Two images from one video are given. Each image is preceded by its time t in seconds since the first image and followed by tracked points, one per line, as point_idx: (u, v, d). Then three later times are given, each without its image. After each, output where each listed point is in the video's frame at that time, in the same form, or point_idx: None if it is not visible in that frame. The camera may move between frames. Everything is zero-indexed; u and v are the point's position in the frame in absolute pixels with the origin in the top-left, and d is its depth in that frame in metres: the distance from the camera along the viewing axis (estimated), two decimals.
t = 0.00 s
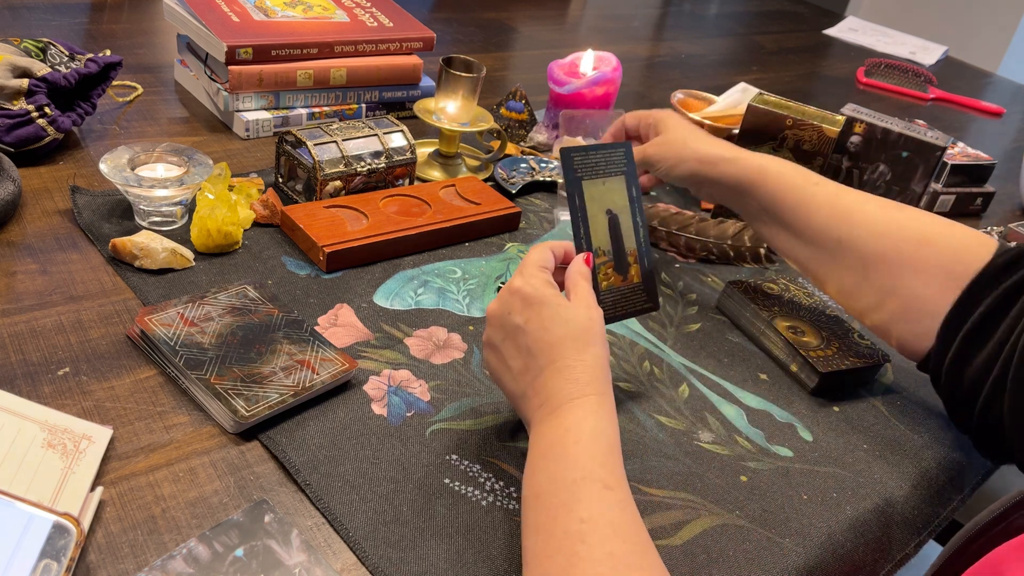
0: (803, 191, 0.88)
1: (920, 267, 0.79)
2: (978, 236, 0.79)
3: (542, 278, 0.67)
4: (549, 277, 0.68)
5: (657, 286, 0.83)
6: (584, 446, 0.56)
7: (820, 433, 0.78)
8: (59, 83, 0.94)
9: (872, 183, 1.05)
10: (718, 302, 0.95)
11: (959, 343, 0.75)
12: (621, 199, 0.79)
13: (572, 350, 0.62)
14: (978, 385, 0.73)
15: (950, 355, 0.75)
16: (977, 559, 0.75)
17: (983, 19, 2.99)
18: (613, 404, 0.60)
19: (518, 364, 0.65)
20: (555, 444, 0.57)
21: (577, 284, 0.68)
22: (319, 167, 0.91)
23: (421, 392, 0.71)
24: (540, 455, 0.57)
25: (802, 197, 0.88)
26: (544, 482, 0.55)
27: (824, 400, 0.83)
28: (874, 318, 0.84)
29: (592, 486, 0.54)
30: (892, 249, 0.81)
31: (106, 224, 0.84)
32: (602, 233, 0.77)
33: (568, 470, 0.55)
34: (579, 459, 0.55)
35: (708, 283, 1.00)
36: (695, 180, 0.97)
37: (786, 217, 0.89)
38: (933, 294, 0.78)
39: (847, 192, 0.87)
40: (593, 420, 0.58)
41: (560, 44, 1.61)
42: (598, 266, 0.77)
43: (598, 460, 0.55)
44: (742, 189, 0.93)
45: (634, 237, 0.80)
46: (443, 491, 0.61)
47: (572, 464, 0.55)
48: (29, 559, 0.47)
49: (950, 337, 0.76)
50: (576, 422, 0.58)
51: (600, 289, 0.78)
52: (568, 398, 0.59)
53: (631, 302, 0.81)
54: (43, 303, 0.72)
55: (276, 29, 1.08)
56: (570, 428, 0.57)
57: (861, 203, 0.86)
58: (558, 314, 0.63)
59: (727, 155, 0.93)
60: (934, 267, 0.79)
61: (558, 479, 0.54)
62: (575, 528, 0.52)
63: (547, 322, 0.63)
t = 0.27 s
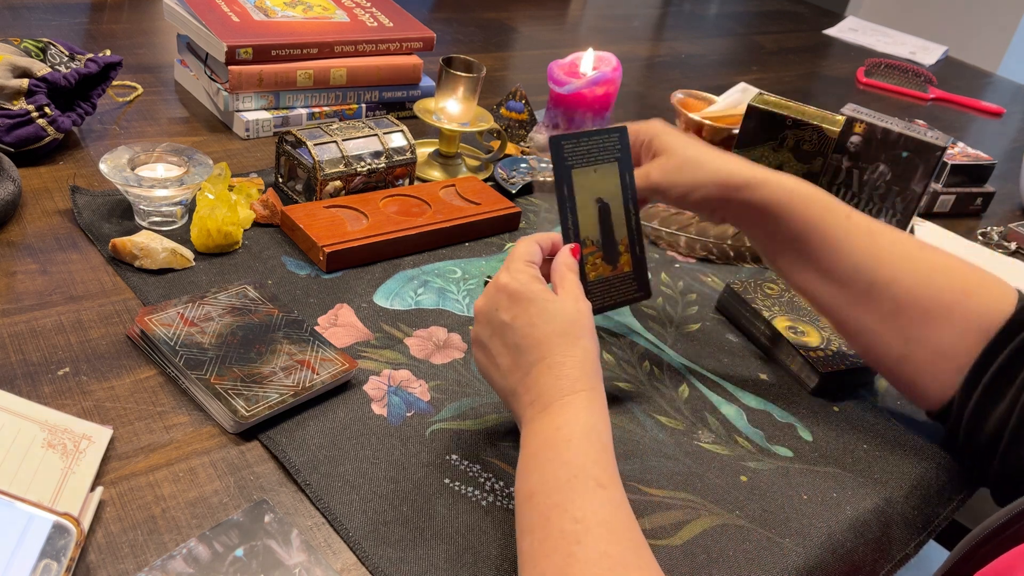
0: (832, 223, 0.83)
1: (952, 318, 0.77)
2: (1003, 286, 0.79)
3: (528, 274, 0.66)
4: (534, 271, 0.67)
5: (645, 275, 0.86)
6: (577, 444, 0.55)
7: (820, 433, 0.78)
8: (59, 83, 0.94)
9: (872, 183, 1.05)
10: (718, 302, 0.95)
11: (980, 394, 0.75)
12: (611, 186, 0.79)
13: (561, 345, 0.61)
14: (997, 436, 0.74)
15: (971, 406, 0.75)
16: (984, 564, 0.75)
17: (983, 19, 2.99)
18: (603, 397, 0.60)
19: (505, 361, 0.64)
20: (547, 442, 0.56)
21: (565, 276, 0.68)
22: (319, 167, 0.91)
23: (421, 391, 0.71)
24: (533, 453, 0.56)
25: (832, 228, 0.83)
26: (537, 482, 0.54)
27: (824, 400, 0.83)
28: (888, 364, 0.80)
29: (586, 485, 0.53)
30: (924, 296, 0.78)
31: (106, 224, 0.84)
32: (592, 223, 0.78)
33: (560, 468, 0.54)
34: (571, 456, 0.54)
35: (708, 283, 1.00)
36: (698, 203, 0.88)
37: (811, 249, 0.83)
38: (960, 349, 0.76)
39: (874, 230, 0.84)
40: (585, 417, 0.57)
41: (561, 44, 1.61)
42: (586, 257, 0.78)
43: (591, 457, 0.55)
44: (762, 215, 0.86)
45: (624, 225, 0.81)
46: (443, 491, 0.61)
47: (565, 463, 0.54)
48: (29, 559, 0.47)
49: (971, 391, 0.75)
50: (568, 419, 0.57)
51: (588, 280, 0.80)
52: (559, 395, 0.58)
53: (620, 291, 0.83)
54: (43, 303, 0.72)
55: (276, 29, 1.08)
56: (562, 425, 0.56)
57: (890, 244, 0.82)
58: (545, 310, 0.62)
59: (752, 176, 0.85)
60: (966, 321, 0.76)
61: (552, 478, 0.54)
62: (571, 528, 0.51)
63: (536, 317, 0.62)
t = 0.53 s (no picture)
0: (784, 259, 0.79)
1: (919, 353, 0.72)
2: (967, 318, 0.74)
3: (473, 274, 0.65)
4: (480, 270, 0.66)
5: (589, 258, 0.82)
6: (545, 441, 0.54)
7: (821, 433, 0.78)
8: (59, 83, 0.94)
9: (872, 183, 1.04)
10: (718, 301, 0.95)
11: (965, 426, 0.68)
12: (550, 169, 0.76)
13: (517, 340, 0.60)
14: (990, 471, 0.67)
15: (955, 444, 0.69)
16: None
17: (983, 19, 2.99)
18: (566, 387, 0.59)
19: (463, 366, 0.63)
20: (513, 441, 0.55)
21: (510, 271, 0.66)
22: (319, 167, 0.91)
23: (422, 391, 0.71)
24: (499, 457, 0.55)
25: (783, 265, 0.78)
26: (509, 484, 0.53)
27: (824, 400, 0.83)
28: (857, 407, 0.75)
29: (558, 483, 0.53)
30: (887, 331, 0.73)
31: (106, 224, 0.84)
32: (529, 208, 0.74)
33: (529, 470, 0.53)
34: (541, 455, 0.54)
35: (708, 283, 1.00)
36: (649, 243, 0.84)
37: (766, 289, 0.79)
38: (932, 385, 0.71)
39: (828, 265, 0.79)
40: (549, 412, 0.56)
41: (561, 44, 1.61)
42: (525, 243, 0.75)
43: (561, 454, 0.54)
44: (711, 253, 0.82)
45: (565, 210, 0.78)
46: (444, 491, 0.61)
47: (534, 463, 0.53)
48: (29, 559, 0.47)
49: (953, 426, 0.69)
50: (533, 417, 0.56)
51: (530, 267, 0.76)
52: (520, 392, 0.57)
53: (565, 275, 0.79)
54: (43, 303, 0.72)
55: (276, 29, 1.08)
56: (528, 424, 0.55)
57: (846, 279, 0.78)
58: (497, 308, 0.61)
59: (697, 213, 0.82)
60: (934, 356, 0.71)
61: (524, 481, 0.53)
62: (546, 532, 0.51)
63: (488, 318, 0.61)
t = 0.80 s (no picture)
0: (752, 288, 0.76)
1: (895, 375, 0.70)
2: (938, 337, 0.73)
3: (467, 256, 0.66)
4: (472, 254, 0.67)
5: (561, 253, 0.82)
6: (548, 397, 0.56)
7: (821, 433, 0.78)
8: (59, 83, 0.94)
9: (872, 184, 1.04)
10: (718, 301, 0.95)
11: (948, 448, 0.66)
12: (527, 168, 0.76)
13: (517, 313, 0.61)
14: (976, 495, 0.64)
15: (939, 469, 0.66)
16: None
17: (983, 19, 2.99)
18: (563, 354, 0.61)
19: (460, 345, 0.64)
20: (518, 397, 0.56)
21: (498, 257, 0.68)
22: (319, 167, 0.91)
23: (422, 390, 0.71)
24: (507, 405, 0.56)
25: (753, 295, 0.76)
26: (515, 435, 0.54)
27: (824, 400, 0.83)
28: (838, 435, 0.72)
29: (564, 434, 0.54)
30: (861, 355, 0.71)
31: (106, 224, 0.84)
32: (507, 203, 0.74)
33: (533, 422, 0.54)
34: (546, 408, 0.55)
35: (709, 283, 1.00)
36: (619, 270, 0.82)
37: (736, 320, 0.76)
38: (910, 407, 0.69)
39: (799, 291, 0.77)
40: (550, 372, 0.58)
41: (561, 44, 1.61)
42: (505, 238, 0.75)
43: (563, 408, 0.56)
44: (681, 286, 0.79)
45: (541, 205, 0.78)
46: (443, 491, 0.61)
47: (539, 416, 0.55)
48: (29, 559, 0.47)
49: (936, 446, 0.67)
50: (534, 375, 0.57)
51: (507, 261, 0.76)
52: (521, 355, 0.59)
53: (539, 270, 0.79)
54: (43, 303, 0.72)
55: (276, 29, 1.08)
56: (530, 381, 0.57)
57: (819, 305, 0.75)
58: (492, 284, 0.63)
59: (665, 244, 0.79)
60: (912, 376, 0.69)
61: (529, 431, 0.54)
62: (554, 476, 0.52)
63: (484, 293, 0.63)
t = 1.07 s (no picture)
0: (756, 298, 0.75)
1: (900, 380, 0.69)
2: (942, 343, 0.72)
3: (439, 250, 0.68)
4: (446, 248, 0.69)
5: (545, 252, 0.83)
6: (516, 375, 0.57)
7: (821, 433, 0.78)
8: (58, 83, 0.94)
9: (873, 184, 1.04)
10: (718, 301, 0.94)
11: (956, 448, 0.66)
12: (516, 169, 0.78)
13: (487, 300, 0.63)
14: (983, 498, 0.65)
15: (949, 472, 0.66)
16: None
17: (982, 19, 2.99)
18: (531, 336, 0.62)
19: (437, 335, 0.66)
20: (488, 377, 0.58)
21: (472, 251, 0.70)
22: (319, 167, 0.91)
23: (422, 390, 0.71)
24: (480, 383, 0.58)
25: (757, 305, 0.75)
26: (485, 411, 0.56)
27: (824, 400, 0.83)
28: (843, 440, 0.71)
29: (531, 407, 0.55)
30: (866, 363, 0.71)
31: (106, 224, 0.84)
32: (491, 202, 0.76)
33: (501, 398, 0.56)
34: (515, 384, 0.57)
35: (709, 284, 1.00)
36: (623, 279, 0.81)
37: (740, 330, 0.75)
38: (916, 412, 0.68)
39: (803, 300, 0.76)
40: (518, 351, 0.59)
41: (561, 44, 1.61)
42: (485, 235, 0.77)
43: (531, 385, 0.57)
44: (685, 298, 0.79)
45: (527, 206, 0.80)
46: (444, 492, 0.61)
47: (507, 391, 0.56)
48: (30, 559, 0.47)
49: (945, 447, 0.67)
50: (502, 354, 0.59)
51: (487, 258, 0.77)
52: (488, 338, 0.60)
53: (519, 269, 0.81)
54: (43, 303, 0.72)
55: (275, 29, 1.07)
56: (500, 360, 0.58)
57: (823, 313, 0.74)
58: (461, 275, 0.65)
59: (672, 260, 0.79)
60: (918, 382, 0.69)
61: (500, 406, 0.55)
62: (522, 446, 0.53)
63: (453, 283, 0.64)
